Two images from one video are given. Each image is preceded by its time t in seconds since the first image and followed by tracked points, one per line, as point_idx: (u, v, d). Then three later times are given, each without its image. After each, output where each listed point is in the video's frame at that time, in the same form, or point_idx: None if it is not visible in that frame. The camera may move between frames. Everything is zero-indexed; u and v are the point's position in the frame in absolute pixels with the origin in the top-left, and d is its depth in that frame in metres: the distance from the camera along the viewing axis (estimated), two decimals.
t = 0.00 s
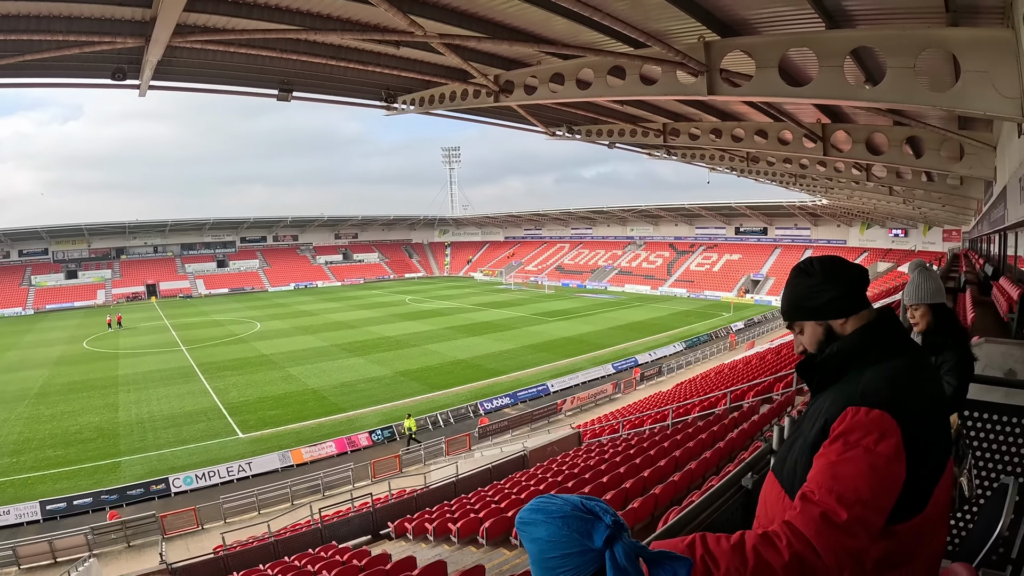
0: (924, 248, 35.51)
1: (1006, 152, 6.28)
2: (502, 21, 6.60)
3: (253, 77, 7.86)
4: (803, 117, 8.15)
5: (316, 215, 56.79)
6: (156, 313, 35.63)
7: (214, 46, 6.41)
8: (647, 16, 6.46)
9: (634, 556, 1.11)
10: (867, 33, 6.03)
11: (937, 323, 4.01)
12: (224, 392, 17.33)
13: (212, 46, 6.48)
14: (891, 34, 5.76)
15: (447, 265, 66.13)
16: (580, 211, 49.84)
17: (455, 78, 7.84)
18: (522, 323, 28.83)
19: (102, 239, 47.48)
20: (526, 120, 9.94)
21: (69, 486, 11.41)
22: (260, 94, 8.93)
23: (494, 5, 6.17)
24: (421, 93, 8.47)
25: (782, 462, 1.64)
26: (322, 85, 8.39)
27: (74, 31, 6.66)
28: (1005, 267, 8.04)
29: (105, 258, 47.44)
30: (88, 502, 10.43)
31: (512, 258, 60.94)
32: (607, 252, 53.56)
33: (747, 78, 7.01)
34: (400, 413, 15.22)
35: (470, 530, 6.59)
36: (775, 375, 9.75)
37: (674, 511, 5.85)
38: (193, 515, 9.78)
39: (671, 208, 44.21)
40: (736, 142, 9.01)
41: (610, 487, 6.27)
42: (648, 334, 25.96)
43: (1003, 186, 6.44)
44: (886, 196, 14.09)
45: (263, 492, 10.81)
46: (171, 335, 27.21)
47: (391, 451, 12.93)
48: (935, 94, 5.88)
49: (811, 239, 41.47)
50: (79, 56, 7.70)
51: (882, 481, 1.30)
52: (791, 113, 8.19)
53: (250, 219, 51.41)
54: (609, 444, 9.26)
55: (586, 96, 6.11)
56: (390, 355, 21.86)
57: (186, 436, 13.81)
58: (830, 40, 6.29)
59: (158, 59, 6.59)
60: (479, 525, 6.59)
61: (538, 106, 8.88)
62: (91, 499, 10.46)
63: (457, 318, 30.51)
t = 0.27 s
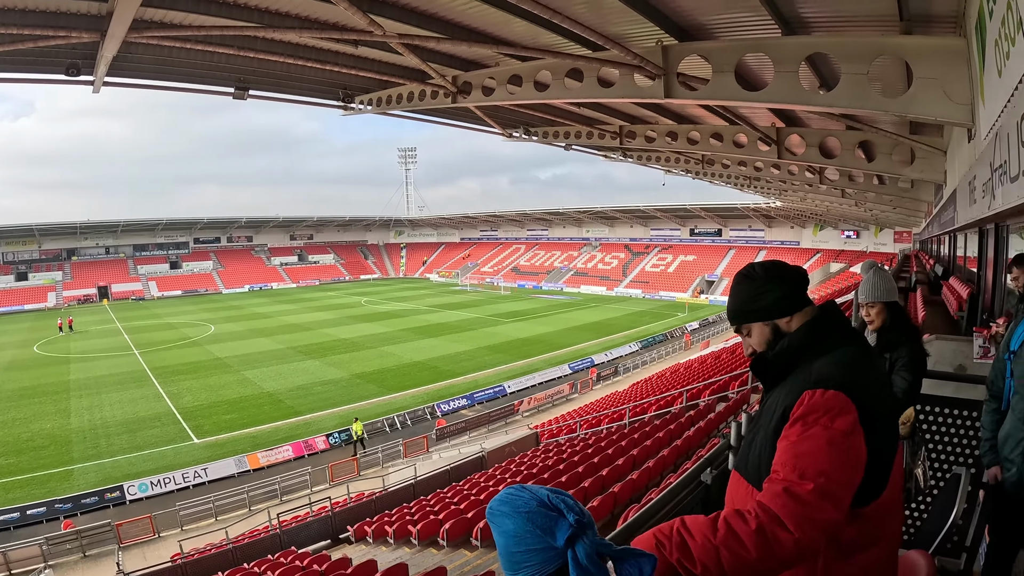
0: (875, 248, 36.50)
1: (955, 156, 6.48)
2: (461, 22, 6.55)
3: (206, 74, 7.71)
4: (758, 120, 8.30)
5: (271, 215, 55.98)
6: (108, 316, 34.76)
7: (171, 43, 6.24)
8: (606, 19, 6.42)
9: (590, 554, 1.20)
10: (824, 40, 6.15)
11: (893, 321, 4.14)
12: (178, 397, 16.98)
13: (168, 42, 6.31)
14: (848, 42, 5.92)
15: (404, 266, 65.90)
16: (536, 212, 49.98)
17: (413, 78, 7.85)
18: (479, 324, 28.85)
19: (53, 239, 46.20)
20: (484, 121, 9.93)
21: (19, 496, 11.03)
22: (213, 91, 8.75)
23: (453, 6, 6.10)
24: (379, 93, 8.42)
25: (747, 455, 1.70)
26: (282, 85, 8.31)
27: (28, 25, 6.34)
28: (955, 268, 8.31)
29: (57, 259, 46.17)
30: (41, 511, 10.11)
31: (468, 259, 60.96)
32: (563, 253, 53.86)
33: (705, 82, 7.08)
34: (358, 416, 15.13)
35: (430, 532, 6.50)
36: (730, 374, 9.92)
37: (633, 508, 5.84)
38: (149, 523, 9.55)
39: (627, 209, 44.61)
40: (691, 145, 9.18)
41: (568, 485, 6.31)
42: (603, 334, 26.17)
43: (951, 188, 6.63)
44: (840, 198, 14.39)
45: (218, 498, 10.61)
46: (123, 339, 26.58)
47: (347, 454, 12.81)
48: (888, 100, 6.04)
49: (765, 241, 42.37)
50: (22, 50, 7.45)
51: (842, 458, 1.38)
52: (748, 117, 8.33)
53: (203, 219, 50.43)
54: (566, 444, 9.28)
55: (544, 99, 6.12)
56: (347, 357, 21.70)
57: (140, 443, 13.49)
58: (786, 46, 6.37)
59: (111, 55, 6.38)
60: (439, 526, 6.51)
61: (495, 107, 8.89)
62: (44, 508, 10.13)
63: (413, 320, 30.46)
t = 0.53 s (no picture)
0: (844, 251, 37.12)
1: (923, 160, 6.61)
2: (435, 23, 6.49)
3: (176, 73, 7.63)
4: (729, 124, 8.39)
5: (241, 217, 55.32)
6: (76, 320, 34.16)
7: (144, 42, 6.16)
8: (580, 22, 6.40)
9: None
10: (794, 45, 6.20)
11: (865, 321, 4.11)
12: (148, 401, 16.77)
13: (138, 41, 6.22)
14: (817, 47, 6.02)
15: (374, 268, 65.60)
16: (507, 215, 49.96)
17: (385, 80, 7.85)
18: (450, 327, 28.80)
19: (18, 241, 45.32)
20: (455, 123, 9.92)
21: None
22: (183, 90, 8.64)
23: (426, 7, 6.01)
24: (352, 94, 8.40)
25: (732, 447, 1.72)
26: (254, 85, 8.25)
27: None
28: (923, 269, 8.49)
29: (22, 261, 45.31)
30: (9, 519, 9.90)
31: (439, 261, 60.78)
32: (534, 256, 53.88)
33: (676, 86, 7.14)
34: (329, 419, 15.05)
35: (405, 535, 6.45)
36: (701, 375, 10.05)
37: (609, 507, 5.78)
38: (121, 530, 9.44)
39: (597, 212, 44.80)
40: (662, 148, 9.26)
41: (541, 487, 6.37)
42: (575, 336, 26.28)
43: (920, 192, 6.75)
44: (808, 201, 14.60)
45: (190, 504, 10.49)
46: (91, 343, 26.15)
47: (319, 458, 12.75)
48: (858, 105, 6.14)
49: (736, 243, 42.80)
50: None
51: (833, 439, 1.43)
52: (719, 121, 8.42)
53: (174, 221, 49.78)
54: (538, 447, 9.27)
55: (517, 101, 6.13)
56: (317, 361, 21.55)
57: (110, 448, 13.30)
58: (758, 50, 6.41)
59: (82, 53, 6.28)
60: (414, 529, 6.43)
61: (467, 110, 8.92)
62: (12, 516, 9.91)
63: (385, 323, 30.35)
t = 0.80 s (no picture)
0: (820, 252, 37.49)
1: (899, 164, 6.70)
2: (414, 26, 6.48)
3: (151, 72, 7.56)
4: (707, 127, 8.45)
5: (219, 219, 54.89)
6: (51, 323, 33.65)
7: (121, 41, 6.10)
8: (559, 25, 6.43)
9: None
10: (771, 49, 6.25)
11: (841, 323, 4.13)
12: (124, 405, 16.57)
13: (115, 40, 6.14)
14: (794, 52, 6.07)
15: (352, 270, 65.36)
16: (485, 218, 49.96)
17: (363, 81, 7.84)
18: (428, 329, 28.76)
19: None
20: (433, 125, 9.90)
21: None
22: (159, 90, 8.56)
23: (405, 9, 6.00)
24: (330, 95, 8.39)
25: (727, 444, 1.74)
26: (231, 84, 8.19)
27: None
28: (899, 271, 8.58)
29: None
30: None
31: (417, 263, 60.72)
32: (512, 258, 53.90)
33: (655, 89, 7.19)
34: (307, 423, 14.97)
35: (384, 539, 6.37)
36: (678, 377, 10.17)
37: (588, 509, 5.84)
38: (97, 536, 9.31)
39: (576, 214, 44.90)
40: (640, 150, 9.24)
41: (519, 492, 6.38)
42: (553, 338, 26.34)
43: (896, 195, 6.83)
44: (783, 203, 14.76)
45: (167, 509, 10.39)
46: (65, 346, 25.78)
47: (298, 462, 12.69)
48: (835, 109, 6.22)
49: (712, 245, 43.18)
50: None
51: (842, 426, 1.53)
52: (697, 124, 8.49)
53: (151, 222, 49.27)
54: (516, 449, 9.28)
55: (495, 103, 6.15)
56: (294, 364, 21.40)
57: (85, 453, 13.13)
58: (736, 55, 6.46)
59: (59, 51, 6.19)
60: (393, 533, 6.36)
61: (444, 111, 8.92)
62: None
63: (363, 325, 30.22)
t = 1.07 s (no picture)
0: (795, 254, 37.95)
1: (875, 167, 6.80)
2: (393, 26, 6.46)
3: (124, 70, 7.45)
4: (685, 130, 8.49)
5: (195, 219, 54.22)
6: (22, 325, 32.97)
7: (97, 38, 5.98)
8: (538, 27, 6.44)
9: None
10: (747, 53, 6.30)
11: (816, 327, 4.06)
12: (98, 409, 16.31)
13: (87, 37, 6.03)
14: (771, 56, 6.13)
15: (328, 272, 65.00)
16: (462, 218, 49.84)
17: (340, 81, 7.79)
18: (405, 330, 28.68)
19: None
20: (411, 126, 9.86)
21: None
22: (131, 88, 8.40)
23: (384, 9, 5.98)
24: (307, 95, 8.32)
25: (711, 447, 1.75)
26: (205, 83, 8.10)
27: None
28: (874, 272, 8.70)
29: None
30: None
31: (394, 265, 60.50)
32: (488, 259, 53.85)
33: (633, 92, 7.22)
34: (284, 425, 14.84)
35: (362, 542, 6.34)
36: (654, 379, 10.25)
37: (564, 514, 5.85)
38: (72, 542, 9.14)
39: (554, 216, 44.98)
40: (617, 152, 9.27)
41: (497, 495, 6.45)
42: (530, 339, 26.40)
43: (872, 198, 6.93)
44: (760, 206, 14.90)
45: (143, 513, 10.25)
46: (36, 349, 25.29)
47: (275, 465, 12.59)
48: (811, 113, 6.29)
49: (689, 247, 43.59)
50: None
51: (830, 415, 1.60)
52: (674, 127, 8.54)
53: (126, 222, 48.52)
54: (493, 451, 9.28)
55: (473, 105, 6.15)
56: (271, 366, 21.20)
57: (58, 457, 12.90)
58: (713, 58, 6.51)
59: (33, 48, 6.05)
60: (370, 537, 6.34)
61: (422, 112, 8.90)
62: None
63: (341, 327, 30.04)
